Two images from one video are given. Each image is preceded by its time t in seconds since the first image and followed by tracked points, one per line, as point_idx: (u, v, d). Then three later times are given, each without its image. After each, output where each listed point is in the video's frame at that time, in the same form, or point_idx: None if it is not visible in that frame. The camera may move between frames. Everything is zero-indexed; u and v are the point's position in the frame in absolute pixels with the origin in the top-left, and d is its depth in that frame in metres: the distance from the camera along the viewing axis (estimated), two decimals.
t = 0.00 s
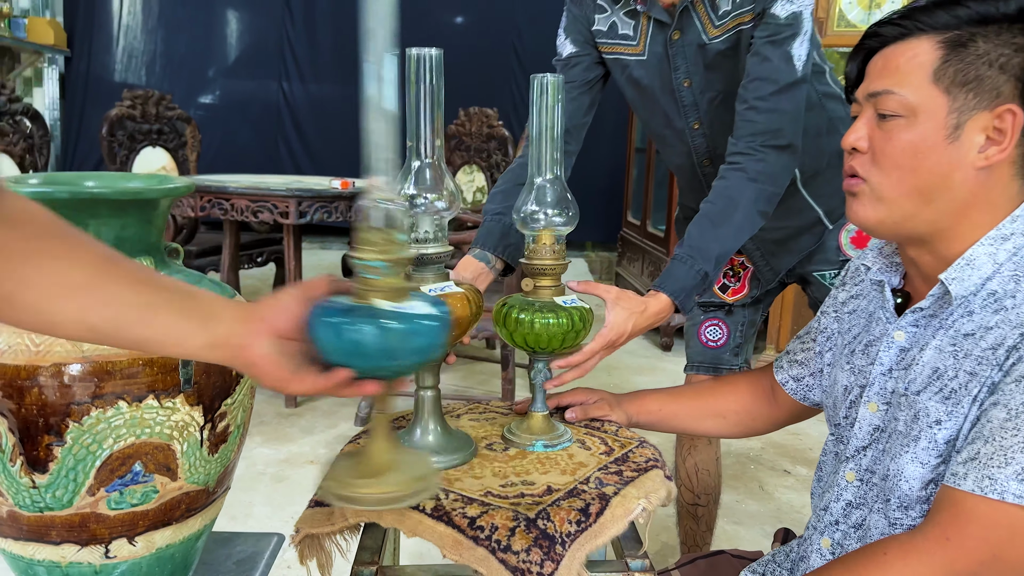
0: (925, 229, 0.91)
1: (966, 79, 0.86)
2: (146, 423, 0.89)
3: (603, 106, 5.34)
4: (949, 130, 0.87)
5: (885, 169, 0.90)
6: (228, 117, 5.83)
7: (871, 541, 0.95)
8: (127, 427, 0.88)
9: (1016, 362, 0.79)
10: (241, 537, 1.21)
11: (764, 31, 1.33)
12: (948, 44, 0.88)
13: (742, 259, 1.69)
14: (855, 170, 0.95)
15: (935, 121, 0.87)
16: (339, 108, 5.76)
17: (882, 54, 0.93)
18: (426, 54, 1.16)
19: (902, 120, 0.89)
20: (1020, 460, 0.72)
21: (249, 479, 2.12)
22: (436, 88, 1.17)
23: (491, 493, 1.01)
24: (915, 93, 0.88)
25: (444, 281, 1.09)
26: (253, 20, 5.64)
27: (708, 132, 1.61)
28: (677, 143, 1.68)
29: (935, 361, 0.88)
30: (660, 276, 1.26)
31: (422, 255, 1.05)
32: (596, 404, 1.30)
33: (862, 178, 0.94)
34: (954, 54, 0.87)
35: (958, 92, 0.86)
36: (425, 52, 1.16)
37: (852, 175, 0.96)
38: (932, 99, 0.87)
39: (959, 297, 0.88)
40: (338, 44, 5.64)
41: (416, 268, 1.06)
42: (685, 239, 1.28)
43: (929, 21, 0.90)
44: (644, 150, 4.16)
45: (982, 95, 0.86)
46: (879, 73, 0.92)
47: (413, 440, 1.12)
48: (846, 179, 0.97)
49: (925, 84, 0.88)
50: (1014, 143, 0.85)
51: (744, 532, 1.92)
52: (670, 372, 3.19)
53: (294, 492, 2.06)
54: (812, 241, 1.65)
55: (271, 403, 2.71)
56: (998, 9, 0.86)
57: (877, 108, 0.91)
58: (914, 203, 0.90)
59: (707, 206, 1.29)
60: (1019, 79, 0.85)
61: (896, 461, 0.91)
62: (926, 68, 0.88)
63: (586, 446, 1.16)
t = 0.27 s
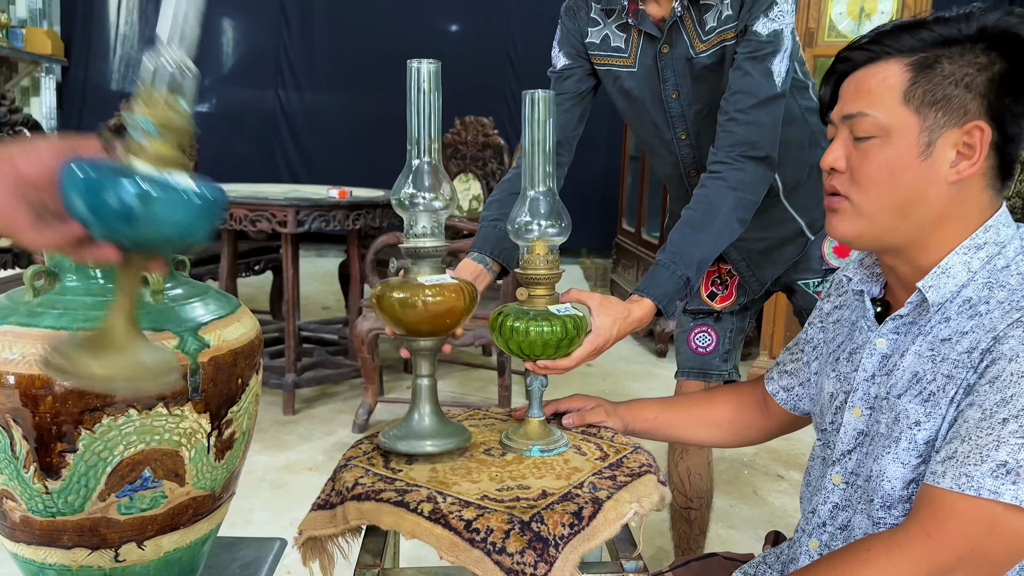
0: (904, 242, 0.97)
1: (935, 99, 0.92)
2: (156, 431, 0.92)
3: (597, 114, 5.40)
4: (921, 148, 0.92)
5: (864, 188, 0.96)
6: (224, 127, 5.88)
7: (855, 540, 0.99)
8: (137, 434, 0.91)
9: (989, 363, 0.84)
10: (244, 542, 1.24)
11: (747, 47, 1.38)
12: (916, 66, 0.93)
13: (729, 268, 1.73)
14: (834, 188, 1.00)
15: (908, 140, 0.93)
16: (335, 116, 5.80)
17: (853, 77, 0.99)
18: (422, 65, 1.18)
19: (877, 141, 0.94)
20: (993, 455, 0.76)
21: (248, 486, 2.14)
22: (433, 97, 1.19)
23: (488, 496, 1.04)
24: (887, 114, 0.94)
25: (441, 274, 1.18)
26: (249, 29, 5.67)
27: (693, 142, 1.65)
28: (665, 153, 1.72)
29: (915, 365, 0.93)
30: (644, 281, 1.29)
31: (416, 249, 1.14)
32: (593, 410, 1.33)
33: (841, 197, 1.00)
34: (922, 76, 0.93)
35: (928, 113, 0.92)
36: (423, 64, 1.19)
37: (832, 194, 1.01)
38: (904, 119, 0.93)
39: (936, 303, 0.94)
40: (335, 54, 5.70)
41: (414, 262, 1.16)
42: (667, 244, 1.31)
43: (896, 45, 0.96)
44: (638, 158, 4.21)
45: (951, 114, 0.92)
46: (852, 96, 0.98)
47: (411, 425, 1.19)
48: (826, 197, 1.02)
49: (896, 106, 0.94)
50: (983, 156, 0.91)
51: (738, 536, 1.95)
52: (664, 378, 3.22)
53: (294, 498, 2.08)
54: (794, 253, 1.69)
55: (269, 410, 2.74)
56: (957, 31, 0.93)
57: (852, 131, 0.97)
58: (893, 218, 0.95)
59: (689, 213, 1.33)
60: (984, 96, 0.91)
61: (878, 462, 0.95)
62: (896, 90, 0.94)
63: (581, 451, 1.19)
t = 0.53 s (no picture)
0: (893, 248, 1.00)
1: (922, 110, 0.96)
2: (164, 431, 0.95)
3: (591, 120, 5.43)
4: (911, 156, 0.96)
5: (855, 197, 0.99)
6: (220, 133, 5.83)
7: (840, 534, 1.02)
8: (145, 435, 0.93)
9: (968, 361, 0.88)
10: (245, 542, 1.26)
11: (752, 46, 1.40)
12: (903, 77, 0.97)
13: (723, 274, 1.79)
14: (825, 198, 1.03)
15: (898, 149, 0.96)
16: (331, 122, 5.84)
17: (839, 88, 1.02)
18: (449, 34, 1.23)
19: (869, 150, 0.98)
20: (972, 449, 0.79)
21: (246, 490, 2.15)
22: (456, 65, 1.24)
23: (486, 494, 1.06)
24: (878, 124, 0.97)
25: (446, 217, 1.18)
26: (245, 35, 5.64)
27: (688, 134, 1.69)
28: (661, 143, 1.76)
29: (898, 364, 0.97)
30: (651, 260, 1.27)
31: (423, 193, 1.16)
32: (588, 411, 1.35)
33: (832, 205, 1.03)
34: (909, 86, 0.96)
35: (916, 122, 0.96)
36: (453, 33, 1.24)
37: (823, 203, 1.04)
38: (893, 129, 0.97)
39: (918, 305, 0.97)
40: (331, 61, 5.75)
41: (420, 204, 1.17)
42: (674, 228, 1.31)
43: (882, 57, 0.99)
44: (633, 163, 4.25)
45: (938, 123, 0.95)
46: (839, 106, 1.01)
47: (402, 344, 1.40)
48: (816, 206, 1.06)
49: (885, 116, 0.97)
50: (968, 163, 0.95)
51: (732, 536, 1.98)
52: (660, 382, 3.25)
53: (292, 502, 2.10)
54: (779, 258, 1.72)
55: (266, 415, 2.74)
56: (938, 43, 0.97)
57: (844, 139, 1.00)
58: (884, 224, 0.99)
59: (698, 201, 1.33)
60: (966, 105, 0.96)
61: (862, 459, 0.98)
62: (885, 101, 0.97)
63: (575, 451, 1.22)
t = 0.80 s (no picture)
0: (874, 256, 1.03)
1: (901, 122, 0.99)
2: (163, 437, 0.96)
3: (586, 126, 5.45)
4: (890, 167, 0.99)
5: (837, 208, 1.02)
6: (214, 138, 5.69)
7: (826, 535, 1.04)
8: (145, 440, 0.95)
9: (947, 366, 0.90)
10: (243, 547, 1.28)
11: (798, 17, 1.49)
12: (882, 90, 1.00)
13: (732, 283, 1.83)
14: (808, 208, 1.06)
15: (877, 160, 1.00)
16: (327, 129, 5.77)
17: (820, 101, 1.04)
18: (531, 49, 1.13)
19: (850, 161, 1.01)
20: (952, 451, 0.82)
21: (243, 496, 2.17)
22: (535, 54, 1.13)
23: (479, 498, 1.09)
24: (857, 135, 1.00)
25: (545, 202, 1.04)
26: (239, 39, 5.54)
27: (715, 105, 1.65)
28: (687, 117, 1.71)
29: (881, 369, 1.00)
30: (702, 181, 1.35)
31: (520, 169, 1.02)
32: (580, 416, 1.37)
33: (814, 214, 1.06)
34: (888, 99, 0.99)
35: (895, 134, 0.99)
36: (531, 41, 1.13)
37: (805, 212, 1.07)
38: (873, 140, 1.00)
39: (900, 311, 1.00)
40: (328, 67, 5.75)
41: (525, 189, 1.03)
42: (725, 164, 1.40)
43: (862, 70, 1.01)
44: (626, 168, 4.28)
45: (915, 135, 0.99)
46: (821, 118, 1.04)
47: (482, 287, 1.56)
48: (799, 216, 1.08)
49: (865, 127, 1.00)
50: (946, 173, 0.99)
51: (724, 540, 2.01)
52: (653, 386, 3.28)
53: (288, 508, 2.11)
54: (783, 254, 1.74)
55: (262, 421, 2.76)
56: (916, 56, 0.99)
57: (825, 150, 1.03)
58: (865, 234, 1.02)
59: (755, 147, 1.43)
60: (943, 117, 0.99)
61: (846, 461, 1.01)
62: (865, 113, 1.00)
63: (567, 454, 1.24)
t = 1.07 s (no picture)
0: (858, 264, 1.04)
1: (879, 133, 1.00)
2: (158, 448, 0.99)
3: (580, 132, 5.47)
4: (870, 178, 1.00)
5: (819, 218, 1.04)
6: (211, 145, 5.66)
7: (814, 541, 1.06)
8: (141, 451, 0.98)
9: (932, 374, 0.92)
10: (239, 554, 1.29)
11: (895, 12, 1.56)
12: (861, 103, 1.01)
13: (768, 299, 1.86)
14: (794, 217, 1.09)
15: (857, 171, 1.01)
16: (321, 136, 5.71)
17: (806, 115, 1.07)
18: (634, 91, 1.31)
19: (831, 172, 1.03)
20: (935, 458, 0.83)
21: (238, 502, 2.18)
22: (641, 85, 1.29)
23: (472, 506, 1.10)
24: (837, 148, 1.02)
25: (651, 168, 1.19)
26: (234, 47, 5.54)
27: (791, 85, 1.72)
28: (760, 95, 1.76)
29: (869, 378, 1.01)
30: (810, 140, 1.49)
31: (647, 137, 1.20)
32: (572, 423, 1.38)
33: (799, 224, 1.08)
34: (867, 112, 1.01)
35: (874, 145, 1.00)
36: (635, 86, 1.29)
37: (792, 221, 1.10)
38: (853, 152, 1.01)
39: (887, 321, 1.02)
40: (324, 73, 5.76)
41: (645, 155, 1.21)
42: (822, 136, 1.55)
43: (843, 85, 1.04)
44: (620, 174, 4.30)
45: (894, 146, 1.00)
46: (805, 131, 1.06)
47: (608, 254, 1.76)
48: (787, 225, 1.11)
49: (845, 140, 1.02)
50: (926, 183, 0.99)
51: (717, 545, 2.02)
52: (647, 391, 3.29)
53: (285, 514, 2.12)
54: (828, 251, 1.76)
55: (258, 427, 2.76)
56: (897, 71, 1.01)
57: (808, 162, 1.05)
58: (847, 243, 1.03)
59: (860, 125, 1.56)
60: (923, 129, 1.00)
61: (834, 467, 1.02)
62: (845, 126, 1.02)
63: (561, 463, 1.26)
